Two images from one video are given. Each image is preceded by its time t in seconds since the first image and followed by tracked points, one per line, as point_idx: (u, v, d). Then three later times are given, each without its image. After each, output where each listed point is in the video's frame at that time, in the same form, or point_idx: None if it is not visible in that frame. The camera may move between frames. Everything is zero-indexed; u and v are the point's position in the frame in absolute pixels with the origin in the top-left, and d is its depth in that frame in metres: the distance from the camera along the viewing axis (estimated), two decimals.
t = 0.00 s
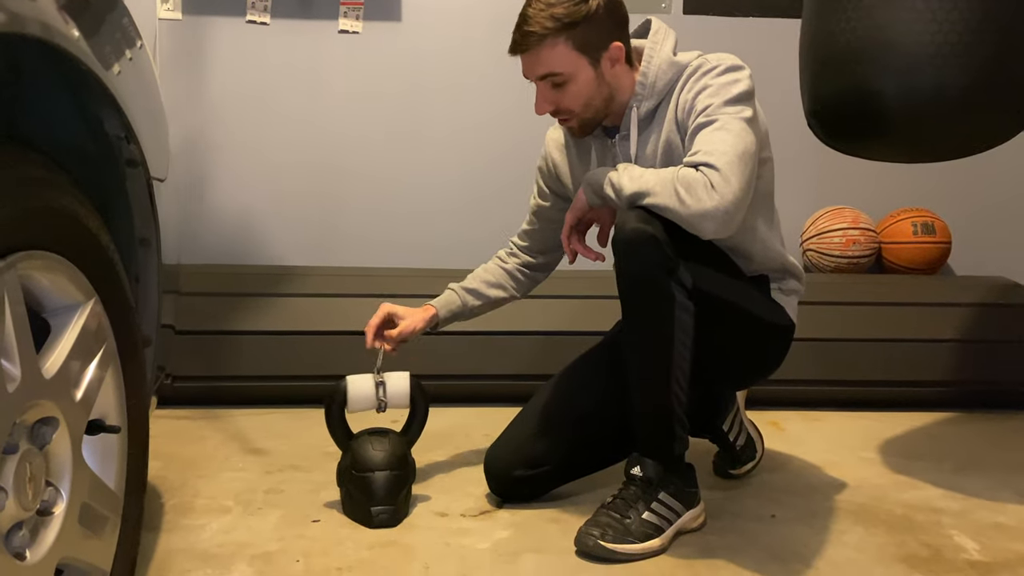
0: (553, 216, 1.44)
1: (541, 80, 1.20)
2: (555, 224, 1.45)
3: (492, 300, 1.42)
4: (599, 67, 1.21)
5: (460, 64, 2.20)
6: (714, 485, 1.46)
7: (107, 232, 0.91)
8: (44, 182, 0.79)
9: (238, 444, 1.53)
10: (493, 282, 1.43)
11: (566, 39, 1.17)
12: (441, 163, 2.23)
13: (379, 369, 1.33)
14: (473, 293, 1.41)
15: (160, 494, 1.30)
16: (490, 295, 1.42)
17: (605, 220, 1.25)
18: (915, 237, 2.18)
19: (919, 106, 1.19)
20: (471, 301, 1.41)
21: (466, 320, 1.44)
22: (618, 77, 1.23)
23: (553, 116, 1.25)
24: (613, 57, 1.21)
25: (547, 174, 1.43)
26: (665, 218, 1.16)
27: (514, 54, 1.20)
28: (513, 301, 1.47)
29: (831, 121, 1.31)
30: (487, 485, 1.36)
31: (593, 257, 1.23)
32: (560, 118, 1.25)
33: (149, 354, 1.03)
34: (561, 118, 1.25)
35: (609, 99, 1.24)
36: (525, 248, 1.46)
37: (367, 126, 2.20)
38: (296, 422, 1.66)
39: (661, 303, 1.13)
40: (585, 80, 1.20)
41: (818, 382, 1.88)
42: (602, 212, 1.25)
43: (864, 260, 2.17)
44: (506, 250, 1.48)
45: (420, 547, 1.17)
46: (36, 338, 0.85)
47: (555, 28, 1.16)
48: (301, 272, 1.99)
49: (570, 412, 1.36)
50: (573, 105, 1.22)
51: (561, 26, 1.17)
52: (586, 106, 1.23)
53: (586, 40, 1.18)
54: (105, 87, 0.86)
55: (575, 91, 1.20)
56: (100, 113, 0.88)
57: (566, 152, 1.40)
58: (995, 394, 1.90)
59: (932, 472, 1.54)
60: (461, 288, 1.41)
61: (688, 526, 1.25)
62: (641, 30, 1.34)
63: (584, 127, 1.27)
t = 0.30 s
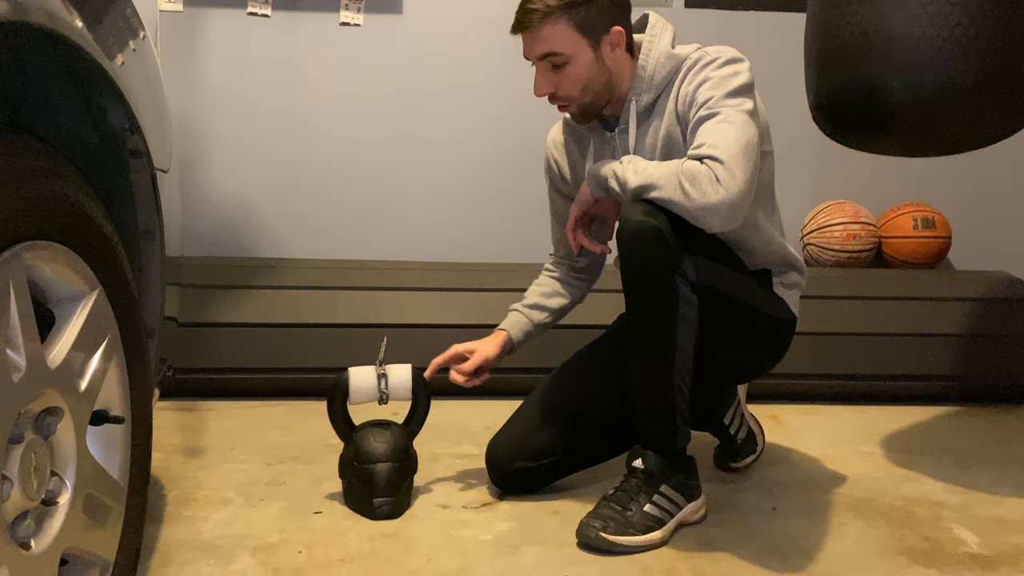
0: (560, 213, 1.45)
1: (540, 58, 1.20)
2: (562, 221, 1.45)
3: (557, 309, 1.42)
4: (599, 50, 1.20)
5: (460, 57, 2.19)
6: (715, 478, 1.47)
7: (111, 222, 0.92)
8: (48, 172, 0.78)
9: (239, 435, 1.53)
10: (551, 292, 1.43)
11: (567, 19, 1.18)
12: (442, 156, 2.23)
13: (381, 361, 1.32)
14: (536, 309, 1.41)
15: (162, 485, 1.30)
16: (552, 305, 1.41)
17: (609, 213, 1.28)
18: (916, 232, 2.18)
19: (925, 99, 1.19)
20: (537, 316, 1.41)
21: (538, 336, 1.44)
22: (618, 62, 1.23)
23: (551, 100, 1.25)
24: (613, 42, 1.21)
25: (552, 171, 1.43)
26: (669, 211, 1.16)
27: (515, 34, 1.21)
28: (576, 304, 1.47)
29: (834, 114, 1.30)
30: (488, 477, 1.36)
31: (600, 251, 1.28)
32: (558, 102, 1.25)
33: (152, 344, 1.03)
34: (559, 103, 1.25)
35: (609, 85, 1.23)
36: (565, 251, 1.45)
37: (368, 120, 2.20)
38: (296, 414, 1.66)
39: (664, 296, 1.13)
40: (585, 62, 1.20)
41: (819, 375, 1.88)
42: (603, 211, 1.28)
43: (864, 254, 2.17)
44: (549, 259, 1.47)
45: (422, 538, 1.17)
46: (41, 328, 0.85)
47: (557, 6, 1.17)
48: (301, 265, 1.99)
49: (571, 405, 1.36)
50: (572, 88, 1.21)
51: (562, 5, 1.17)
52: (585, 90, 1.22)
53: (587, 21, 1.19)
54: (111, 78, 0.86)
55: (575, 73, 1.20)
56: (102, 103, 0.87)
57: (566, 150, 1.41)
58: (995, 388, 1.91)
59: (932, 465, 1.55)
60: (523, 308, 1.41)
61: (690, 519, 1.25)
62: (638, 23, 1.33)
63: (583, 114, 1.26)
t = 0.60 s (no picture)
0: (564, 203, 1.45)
1: (560, 35, 1.16)
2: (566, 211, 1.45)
3: (562, 300, 1.41)
4: (612, 22, 1.19)
5: (462, 50, 2.19)
6: (716, 470, 1.47)
7: (112, 208, 0.91)
8: (49, 157, 0.78)
9: (240, 427, 1.53)
10: (556, 283, 1.42)
11: None
12: (443, 149, 2.23)
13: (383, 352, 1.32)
14: (541, 299, 1.41)
15: (163, 476, 1.30)
16: (556, 296, 1.41)
17: (614, 206, 1.27)
18: (917, 225, 2.18)
19: (946, 88, 1.19)
20: (542, 307, 1.40)
21: (545, 327, 1.43)
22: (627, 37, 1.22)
23: (570, 81, 1.21)
24: (623, 16, 1.21)
25: (559, 164, 1.42)
26: (673, 201, 1.15)
27: (529, 14, 1.16)
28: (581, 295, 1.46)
29: (853, 105, 1.31)
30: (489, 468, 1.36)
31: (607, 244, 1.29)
32: (578, 82, 1.21)
33: (153, 332, 1.03)
34: (580, 82, 1.20)
35: (621, 59, 1.22)
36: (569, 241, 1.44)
37: (369, 112, 2.20)
38: (297, 406, 1.66)
39: (668, 288, 1.13)
40: (603, 34, 1.17)
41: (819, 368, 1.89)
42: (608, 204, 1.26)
43: (865, 247, 2.17)
44: (553, 250, 1.47)
45: (424, 528, 1.17)
46: (43, 315, 0.84)
47: None
48: (302, 257, 1.99)
49: (573, 396, 1.36)
50: (593, 61, 1.18)
51: None
52: (605, 63, 1.19)
53: None
54: (112, 64, 0.86)
55: (596, 46, 1.17)
56: (104, 89, 0.87)
57: (570, 141, 1.40)
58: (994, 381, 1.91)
59: (932, 457, 1.55)
60: (527, 300, 1.40)
61: (692, 509, 1.25)
62: (640, 14, 1.32)
63: (601, 91, 1.23)
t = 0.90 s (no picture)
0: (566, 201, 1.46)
1: (570, 10, 1.16)
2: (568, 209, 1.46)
3: (565, 297, 1.42)
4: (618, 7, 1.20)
5: (463, 48, 2.19)
6: (717, 467, 1.47)
7: (115, 203, 0.91)
8: (52, 151, 0.78)
9: (242, 423, 1.53)
10: (559, 280, 1.42)
11: None
12: (444, 147, 2.22)
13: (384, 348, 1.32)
14: (545, 296, 1.41)
15: (164, 472, 1.30)
16: (560, 293, 1.41)
17: (618, 204, 1.26)
18: (917, 223, 2.18)
19: (973, 85, 1.19)
20: (546, 304, 1.40)
21: (547, 324, 1.43)
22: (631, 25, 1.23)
23: (584, 62, 1.19)
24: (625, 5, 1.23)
25: (562, 162, 1.43)
26: (677, 198, 1.15)
27: None
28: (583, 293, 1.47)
29: (880, 102, 1.32)
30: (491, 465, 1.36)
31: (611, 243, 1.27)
32: (591, 62, 1.19)
33: (155, 327, 1.03)
34: (593, 61, 1.19)
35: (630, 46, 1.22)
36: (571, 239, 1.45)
37: (370, 109, 2.19)
38: (298, 403, 1.66)
39: (672, 285, 1.13)
40: (613, 14, 1.18)
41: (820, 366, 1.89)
42: (611, 200, 1.26)
43: (865, 245, 2.18)
44: (556, 249, 1.47)
45: (426, 525, 1.17)
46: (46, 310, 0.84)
47: None
48: (302, 254, 1.99)
49: (575, 393, 1.36)
50: (605, 40, 1.18)
51: None
52: (615, 44, 1.19)
53: None
54: (117, 60, 0.85)
55: (607, 22, 1.17)
56: (109, 84, 0.86)
57: (574, 138, 1.41)
58: (991, 380, 1.92)
59: (932, 455, 1.55)
60: (531, 297, 1.41)
61: (693, 506, 1.25)
62: (643, 11, 1.32)
63: (613, 75, 1.22)
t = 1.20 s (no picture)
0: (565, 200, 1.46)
1: (567, 9, 1.16)
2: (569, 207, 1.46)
3: (560, 295, 1.42)
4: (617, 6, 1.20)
5: (461, 47, 2.19)
6: (714, 466, 1.47)
7: (110, 200, 0.91)
8: (48, 148, 0.78)
9: (239, 422, 1.52)
10: (555, 279, 1.43)
11: None
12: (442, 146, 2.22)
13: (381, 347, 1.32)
14: (540, 294, 1.41)
15: (161, 470, 1.29)
16: (555, 292, 1.41)
17: (615, 203, 1.26)
18: (914, 222, 2.18)
19: (989, 83, 1.18)
20: (541, 302, 1.40)
21: (541, 322, 1.43)
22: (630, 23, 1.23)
23: (579, 59, 1.19)
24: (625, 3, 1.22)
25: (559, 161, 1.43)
26: (673, 197, 1.15)
27: None
28: (579, 293, 1.47)
29: (896, 102, 1.32)
30: (488, 464, 1.36)
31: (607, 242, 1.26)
32: (587, 60, 1.20)
33: (151, 326, 1.03)
34: (589, 60, 1.19)
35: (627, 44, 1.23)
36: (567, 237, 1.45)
37: (369, 108, 2.19)
38: (295, 402, 1.66)
39: (668, 284, 1.13)
40: (609, 13, 1.18)
41: (816, 366, 1.90)
42: (604, 199, 1.26)
43: (861, 245, 2.18)
44: (553, 247, 1.47)
45: (423, 523, 1.17)
46: (41, 307, 0.84)
47: None
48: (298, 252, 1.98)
49: (572, 392, 1.36)
50: (602, 40, 1.18)
51: None
52: (612, 43, 1.20)
53: None
54: (114, 56, 0.85)
55: (603, 21, 1.18)
56: (105, 81, 0.86)
57: (572, 137, 1.40)
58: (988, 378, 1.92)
59: (928, 454, 1.55)
60: (526, 294, 1.41)
61: (690, 505, 1.25)
62: (640, 10, 1.32)
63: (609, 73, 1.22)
